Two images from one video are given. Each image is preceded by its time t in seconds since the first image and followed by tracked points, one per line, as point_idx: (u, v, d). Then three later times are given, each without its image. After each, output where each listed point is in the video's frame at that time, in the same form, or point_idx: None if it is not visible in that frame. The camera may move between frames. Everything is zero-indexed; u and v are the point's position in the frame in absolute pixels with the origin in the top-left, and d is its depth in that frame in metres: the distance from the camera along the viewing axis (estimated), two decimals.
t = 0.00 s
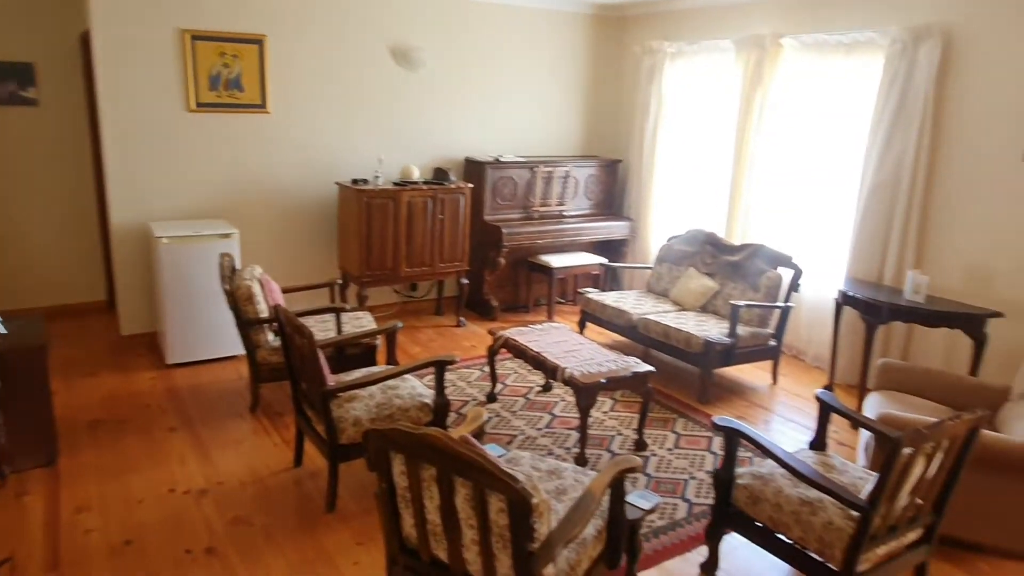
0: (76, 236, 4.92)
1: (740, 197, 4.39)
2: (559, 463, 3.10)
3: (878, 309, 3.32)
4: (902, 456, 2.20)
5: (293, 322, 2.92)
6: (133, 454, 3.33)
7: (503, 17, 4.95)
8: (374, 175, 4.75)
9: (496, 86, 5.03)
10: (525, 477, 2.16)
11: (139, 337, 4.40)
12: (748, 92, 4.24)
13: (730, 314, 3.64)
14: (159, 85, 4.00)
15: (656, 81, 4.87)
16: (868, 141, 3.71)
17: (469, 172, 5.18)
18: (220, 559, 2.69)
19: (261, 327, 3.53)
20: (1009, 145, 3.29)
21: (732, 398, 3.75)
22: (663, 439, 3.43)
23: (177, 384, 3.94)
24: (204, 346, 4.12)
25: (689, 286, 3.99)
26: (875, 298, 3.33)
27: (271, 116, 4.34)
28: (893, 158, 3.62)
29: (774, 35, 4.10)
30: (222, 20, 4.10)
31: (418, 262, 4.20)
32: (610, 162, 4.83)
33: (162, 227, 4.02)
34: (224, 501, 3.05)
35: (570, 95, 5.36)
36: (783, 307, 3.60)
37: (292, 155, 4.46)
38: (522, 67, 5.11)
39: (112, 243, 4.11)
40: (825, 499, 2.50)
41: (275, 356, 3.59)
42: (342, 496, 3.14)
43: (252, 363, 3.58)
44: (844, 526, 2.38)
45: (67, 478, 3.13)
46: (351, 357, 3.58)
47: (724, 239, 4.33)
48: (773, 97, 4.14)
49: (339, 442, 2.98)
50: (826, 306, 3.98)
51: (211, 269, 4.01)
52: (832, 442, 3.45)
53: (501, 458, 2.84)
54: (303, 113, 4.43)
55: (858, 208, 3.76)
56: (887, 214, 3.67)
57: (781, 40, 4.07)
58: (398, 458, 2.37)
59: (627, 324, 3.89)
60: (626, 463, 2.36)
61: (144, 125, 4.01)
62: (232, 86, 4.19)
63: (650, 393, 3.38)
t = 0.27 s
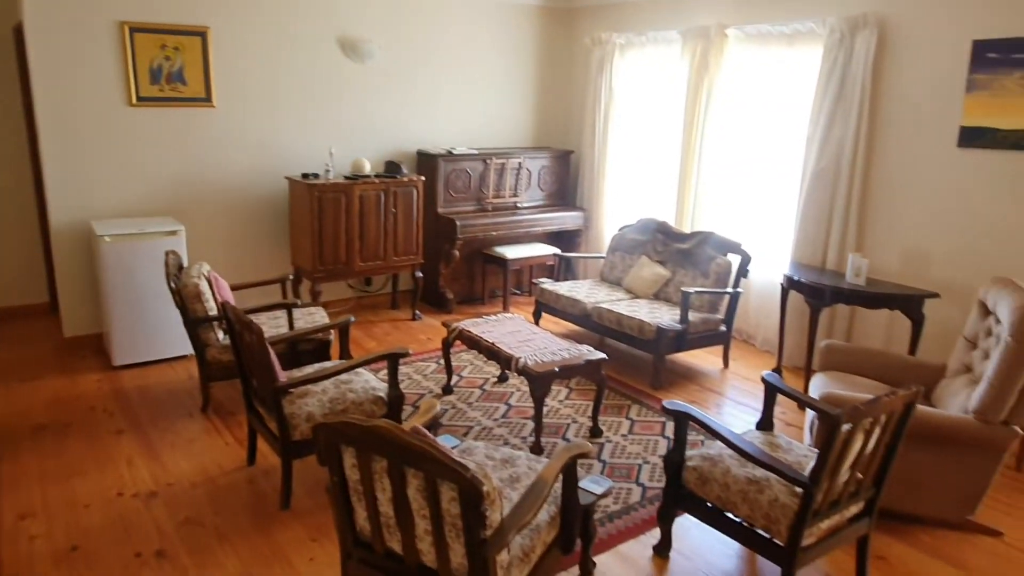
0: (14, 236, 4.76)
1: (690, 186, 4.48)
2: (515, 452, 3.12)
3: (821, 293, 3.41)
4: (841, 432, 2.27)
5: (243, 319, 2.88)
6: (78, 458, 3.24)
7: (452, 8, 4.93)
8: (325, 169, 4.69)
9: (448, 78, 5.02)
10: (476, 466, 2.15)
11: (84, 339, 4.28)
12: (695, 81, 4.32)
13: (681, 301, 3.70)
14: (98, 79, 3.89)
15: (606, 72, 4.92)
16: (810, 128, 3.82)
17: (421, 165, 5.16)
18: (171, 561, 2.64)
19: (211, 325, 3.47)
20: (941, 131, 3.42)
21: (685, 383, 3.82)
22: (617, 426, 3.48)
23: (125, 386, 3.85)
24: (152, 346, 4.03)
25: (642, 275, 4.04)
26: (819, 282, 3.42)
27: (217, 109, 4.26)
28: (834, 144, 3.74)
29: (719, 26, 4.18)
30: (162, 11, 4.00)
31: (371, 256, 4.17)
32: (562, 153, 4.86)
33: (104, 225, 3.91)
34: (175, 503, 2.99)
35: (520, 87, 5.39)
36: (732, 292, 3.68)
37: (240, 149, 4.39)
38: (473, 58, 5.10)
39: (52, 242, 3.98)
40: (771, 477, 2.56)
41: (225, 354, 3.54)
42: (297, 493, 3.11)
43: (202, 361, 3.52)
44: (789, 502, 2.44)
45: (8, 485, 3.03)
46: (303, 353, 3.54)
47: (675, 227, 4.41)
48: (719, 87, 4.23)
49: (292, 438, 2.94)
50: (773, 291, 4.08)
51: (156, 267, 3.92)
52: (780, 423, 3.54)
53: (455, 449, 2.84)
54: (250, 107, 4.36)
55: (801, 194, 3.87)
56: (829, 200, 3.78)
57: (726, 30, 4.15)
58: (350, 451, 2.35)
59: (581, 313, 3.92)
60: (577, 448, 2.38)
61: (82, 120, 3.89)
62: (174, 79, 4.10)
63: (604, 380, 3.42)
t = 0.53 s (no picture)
0: None
1: (636, 176, 4.53)
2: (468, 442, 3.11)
3: (762, 276, 3.49)
4: (780, 409, 2.32)
5: (183, 316, 2.81)
6: (13, 466, 3.12)
7: None
8: (268, 163, 4.61)
9: (393, 69, 4.99)
10: (422, 457, 2.16)
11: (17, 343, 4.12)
12: (638, 71, 4.37)
13: (629, 288, 3.74)
14: (23, 72, 3.74)
15: (551, 63, 4.95)
16: (749, 116, 3.91)
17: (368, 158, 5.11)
18: (114, 567, 2.57)
19: (152, 325, 3.38)
20: (874, 118, 3.55)
21: (635, 369, 3.87)
22: (568, 413, 3.51)
23: (62, 391, 3.72)
24: (90, 349, 3.91)
25: (590, 263, 4.07)
26: (761, 265, 3.50)
27: (152, 103, 4.14)
28: (772, 131, 3.83)
29: (659, 16, 4.23)
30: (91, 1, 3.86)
31: (318, 250, 4.12)
32: (510, 144, 4.88)
33: (35, 224, 3.77)
34: (117, 507, 2.91)
35: (466, 78, 5.39)
36: (679, 278, 3.74)
37: (178, 144, 4.27)
38: (417, 49, 5.08)
39: None
40: (716, 456, 2.61)
41: (168, 354, 3.45)
42: (245, 492, 3.06)
43: (143, 361, 3.45)
44: (733, 480, 2.50)
45: None
46: (249, 350, 3.48)
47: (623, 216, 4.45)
48: (662, 77, 4.29)
49: (238, 436, 2.89)
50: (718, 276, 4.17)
51: (92, 266, 3.80)
52: (726, 404, 3.63)
53: (405, 441, 2.82)
54: (187, 100, 4.24)
55: (743, 181, 3.96)
56: (769, 186, 3.89)
57: (667, 20, 4.21)
58: (295, 446, 2.28)
59: (531, 302, 3.94)
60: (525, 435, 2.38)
61: (9, 115, 3.73)
62: (106, 72, 3.96)
63: (554, 368, 3.44)
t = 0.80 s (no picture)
0: None
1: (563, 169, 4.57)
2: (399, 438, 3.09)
3: (685, 263, 3.58)
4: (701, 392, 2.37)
5: (93, 322, 2.67)
6: None
7: None
8: (184, 160, 4.45)
9: (314, 62, 4.89)
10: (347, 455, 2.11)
11: None
12: (562, 64, 4.41)
13: (558, 279, 3.78)
14: None
15: (476, 55, 4.94)
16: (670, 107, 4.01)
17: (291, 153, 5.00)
18: None
19: (62, 332, 3.22)
20: (786, 108, 3.70)
21: (565, 358, 3.92)
22: (500, 405, 3.53)
23: None
24: None
25: (519, 254, 4.10)
26: (684, 252, 3.59)
27: (56, 98, 3.92)
28: (692, 122, 3.93)
29: (581, 9, 4.27)
30: None
31: (242, 250, 4.00)
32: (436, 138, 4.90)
33: None
34: (29, 525, 2.77)
35: (390, 71, 5.33)
36: (606, 267, 3.80)
37: (87, 141, 4.07)
38: (339, 42, 4.99)
39: None
40: (642, 441, 2.67)
41: (81, 362, 3.30)
42: (168, 501, 2.96)
43: (54, 370, 3.28)
44: (659, 463, 2.55)
45: None
46: (169, 354, 3.36)
47: (551, 207, 4.48)
48: (586, 69, 4.34)
49: (158, 444, 2.79)
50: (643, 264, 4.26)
51: None
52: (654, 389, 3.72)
53: (333, 440, 2.77)
54: (95, 95, 4.05)
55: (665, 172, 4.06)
56: (690, 176, 4.00)
57: (588, 13, 4.26)
58: (214, 451, 2.18)
59: (461, 296, 3.93)
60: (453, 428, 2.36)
61: None
62: (5, 67, 3.73)
63: (484, 360, 3.45)
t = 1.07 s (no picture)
0: None
1: (482, 168, 4.58)
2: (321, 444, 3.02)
3: (603, 257, 3.65)
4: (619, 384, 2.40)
5: None
6: None
7: None
8: (83, 162, 4.21)
9: (222, 59, 4.73)
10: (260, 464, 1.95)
11: None
12: (478, 61, 4.41)
13: (479, 276, 3.78)
14: None
15: (392, 52, 4.89)
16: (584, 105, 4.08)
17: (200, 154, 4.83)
18: None
19: None
20: (695, 106, 3.81)
21: (489, 356, 3.93)
22: (424, 405, 3.51)
23: None
24: None
25: (440, 253, 4.08)
26: (602, 247, 3.65)
27: None
28: (607, 119, 4.01)
29: (495, 7, 4.28)
30: None
31: (149, 255, 3.84)
32: (353, 136, 4.84)
33: None
34: None
35: (302, 68, 5.21)
36: (527, 263, 3.83)
37: None
38: (247, 38, 4.84)
39: None
40: (563, 435, 2.70)
41: None
42: (72, 523, 2.81)
43: None
44: (580, 456, 2.58)
45: None
46: (71, 368, 3.19)
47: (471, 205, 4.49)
48: (502, 67, 4.35)
49: (60, 464, 2.64)
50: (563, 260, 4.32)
51: None
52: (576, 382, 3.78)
53: (249, 450, 2.68)
54: None
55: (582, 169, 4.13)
56: (605, 173, 4.08)
57: (502, 11, 4.28)
58: (117, 466, 1.98)
59: (383, 296, 3.88)
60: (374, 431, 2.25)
61: None
62: None
63: (407, 360, 3.42)
